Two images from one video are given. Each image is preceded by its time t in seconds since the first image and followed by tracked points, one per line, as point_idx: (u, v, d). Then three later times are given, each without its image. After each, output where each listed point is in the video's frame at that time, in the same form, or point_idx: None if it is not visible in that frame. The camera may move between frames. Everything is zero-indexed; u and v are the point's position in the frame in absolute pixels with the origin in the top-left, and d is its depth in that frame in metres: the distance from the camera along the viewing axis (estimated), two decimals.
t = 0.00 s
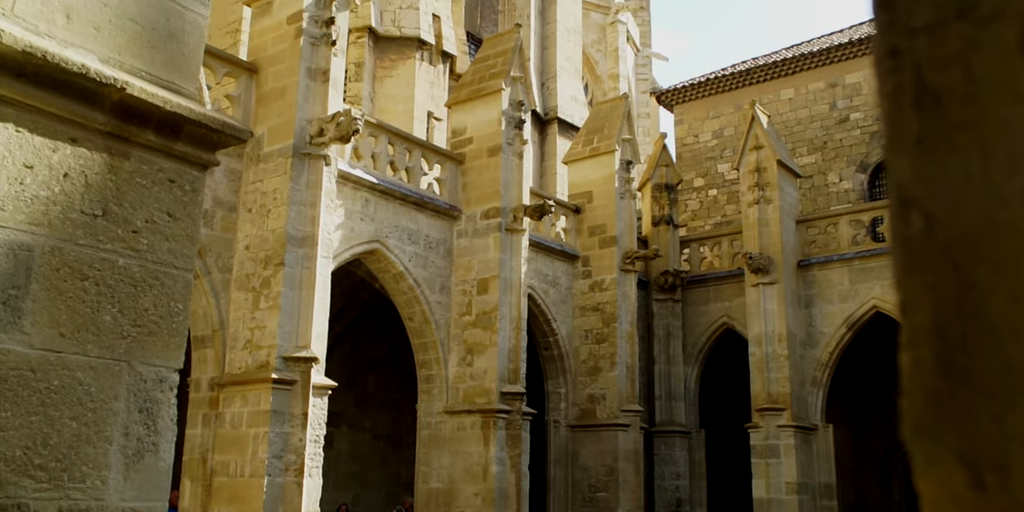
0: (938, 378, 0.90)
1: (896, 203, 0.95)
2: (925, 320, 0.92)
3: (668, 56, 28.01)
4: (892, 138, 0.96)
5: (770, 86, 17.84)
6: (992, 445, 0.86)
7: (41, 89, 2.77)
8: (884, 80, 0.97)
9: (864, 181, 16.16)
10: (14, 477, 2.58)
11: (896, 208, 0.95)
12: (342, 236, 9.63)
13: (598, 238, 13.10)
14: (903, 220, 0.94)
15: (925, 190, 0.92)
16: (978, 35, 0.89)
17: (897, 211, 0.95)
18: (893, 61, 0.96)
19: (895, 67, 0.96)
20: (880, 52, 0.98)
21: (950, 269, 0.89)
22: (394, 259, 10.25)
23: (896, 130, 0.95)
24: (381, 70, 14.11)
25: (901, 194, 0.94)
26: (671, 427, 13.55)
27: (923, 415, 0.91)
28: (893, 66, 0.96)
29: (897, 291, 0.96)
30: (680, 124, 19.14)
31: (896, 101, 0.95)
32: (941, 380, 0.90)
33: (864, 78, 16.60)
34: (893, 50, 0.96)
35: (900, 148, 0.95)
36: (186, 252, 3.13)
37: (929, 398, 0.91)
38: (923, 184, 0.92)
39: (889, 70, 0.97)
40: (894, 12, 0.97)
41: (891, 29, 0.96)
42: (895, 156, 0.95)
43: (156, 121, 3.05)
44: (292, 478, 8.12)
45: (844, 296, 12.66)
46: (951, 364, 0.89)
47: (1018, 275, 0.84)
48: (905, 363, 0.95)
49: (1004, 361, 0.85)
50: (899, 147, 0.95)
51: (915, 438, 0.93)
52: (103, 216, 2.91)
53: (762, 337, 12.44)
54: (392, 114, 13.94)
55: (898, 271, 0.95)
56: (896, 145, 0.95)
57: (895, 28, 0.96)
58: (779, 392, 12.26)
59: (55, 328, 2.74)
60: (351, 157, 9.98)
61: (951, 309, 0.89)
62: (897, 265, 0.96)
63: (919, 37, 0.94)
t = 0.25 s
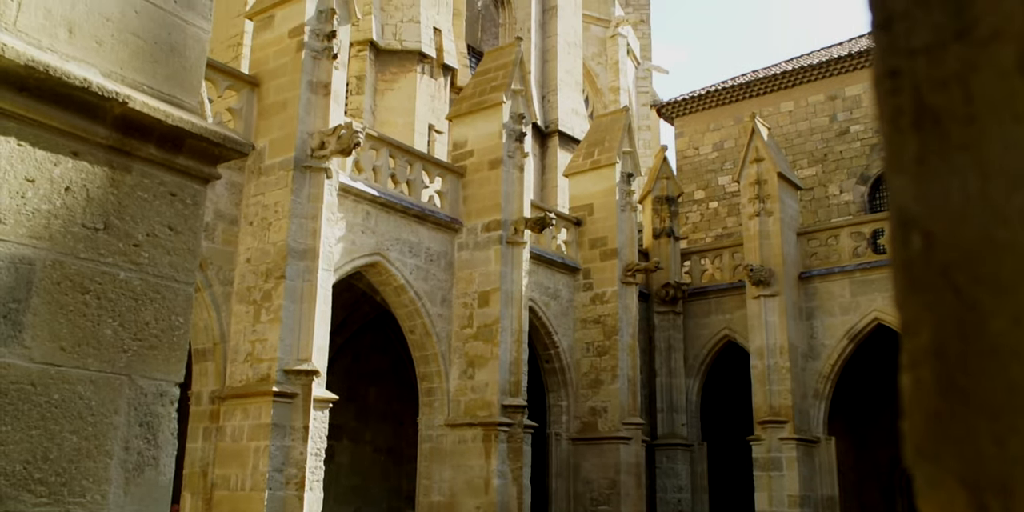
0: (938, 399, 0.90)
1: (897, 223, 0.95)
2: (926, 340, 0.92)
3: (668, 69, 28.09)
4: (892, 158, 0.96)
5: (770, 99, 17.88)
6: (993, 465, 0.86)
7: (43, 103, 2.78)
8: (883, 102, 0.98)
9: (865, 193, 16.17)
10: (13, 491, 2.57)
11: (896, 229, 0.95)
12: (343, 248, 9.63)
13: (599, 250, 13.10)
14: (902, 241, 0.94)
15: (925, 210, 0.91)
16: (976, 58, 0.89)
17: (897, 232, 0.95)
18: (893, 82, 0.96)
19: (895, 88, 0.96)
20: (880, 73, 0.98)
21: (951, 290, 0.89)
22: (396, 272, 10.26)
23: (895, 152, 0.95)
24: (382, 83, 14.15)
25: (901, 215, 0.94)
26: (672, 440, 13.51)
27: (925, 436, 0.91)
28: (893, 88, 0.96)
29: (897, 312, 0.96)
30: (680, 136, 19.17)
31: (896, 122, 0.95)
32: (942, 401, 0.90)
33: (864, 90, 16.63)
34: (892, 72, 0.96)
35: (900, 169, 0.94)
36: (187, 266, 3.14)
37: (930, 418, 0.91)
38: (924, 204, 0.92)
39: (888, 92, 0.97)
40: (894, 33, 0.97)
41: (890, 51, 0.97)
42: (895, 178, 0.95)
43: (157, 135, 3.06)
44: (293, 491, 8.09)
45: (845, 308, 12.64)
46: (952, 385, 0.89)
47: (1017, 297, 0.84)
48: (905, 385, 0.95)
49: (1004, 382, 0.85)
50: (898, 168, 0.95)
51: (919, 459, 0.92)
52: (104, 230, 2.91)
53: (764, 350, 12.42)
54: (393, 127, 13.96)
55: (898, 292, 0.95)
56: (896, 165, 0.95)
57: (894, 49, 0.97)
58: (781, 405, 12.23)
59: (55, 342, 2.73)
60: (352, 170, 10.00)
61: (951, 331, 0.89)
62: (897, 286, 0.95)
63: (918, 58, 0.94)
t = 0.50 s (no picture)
0: (940, 421, 0.90)
1: (896, 242, 0.94)
2: (926, 361, 0.92)
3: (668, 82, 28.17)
4: (891, 176, 0.96)
5: (771, 111, 17.91)
6: (994, 485, 0.86)
7: (45, 117, 2.79)
8: (881, 122, 0.97)
9: (866, 205, 16.18)
10: (13, 506, 2.57)
11: (895, 247, 0.95)
12: (344, 261, 9.63)
13: (600, 263, 13.10)
14: (902, 260, 0.93)
15: (924, 230, 0.91)
16: (974, 80, 0.91)
17: (896, 253, 0.95)
18: (891, 102, 0.96)
19: (894, 108, 0.96)
20: (878, 92, 0.98)
21: (949, 309, 0.90)
22: (396, 285, 10.26)
23: (894, 171, 0.95)
24: (383, 96, 14.19)
25: (900, 235, 0.93)
26: (674, 453, 13.47)
27: (926, 458, 0.91)
28: (892, 108, 0.96)
29: (896, 333, 0.96)
30: (680, 149, 19.20)
31: (894, 143, 0.95)
32: (944, 422, 0.90)
33: (864, 103, 16.65)
34: (891, 92, 0.96)
35: (898, 188, 0.94)
36: (188, 279, 3.14)
37: (930, 441, 0.91)
38: (925, 225, 0.91)
39: (886, 112, 0.97)
40: (892, 54, 0.97)
41: (888, 72, 0.97)
42: (894, 197, 0.95)
43: (158, 149, 3.06)
44: (293, 505, 8.06)
45: (847, 320, 12.62)
46: (953, 405, 0.89)
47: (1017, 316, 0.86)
48: (905, 406, 0.94)
49: (1006, 402, 0.85)
50: (898, 188, 0.95)
51: (919, 482, 0.91)
52: (105, 243, 2.91)
53: (765, 363, 12.39)
54: (394, 140, 13.98)
55: (897, 311, 0.95)
56: (895, 185, 0.95)
57: (893, 70, 0.97)
58: (783, 417, 12.20)
59: (56, 356, 2.73)
60: (353, 183, 10.01)
61: (953, 350, 0.90)
62: (896, 308, 0.95)
63: (917, 79, 0.94)
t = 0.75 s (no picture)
0: (944, 443, 0.93)
1: (898, 265, 0.98)
2: (930, 384, 0.95)
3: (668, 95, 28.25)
4: (894, 198, 1.00)
5: (771, 124, 17.94)
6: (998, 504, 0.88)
7: (46, 132, 2.79)
8: (883, 142, 1.01)
9: (866, 218, 16.18)
10: None
11: (898, 269, 0.99)
12: (345, 274, 9.63)
13: (600, 275, 13.10)
14: (905, 284, 0.98)
15: (929, 253, 0.96)
16: (975, 99, 0.95)
17: (900, 275, 0.99)
18: (892, 123, 1.01)
19: (896, 130, 1.00)
20: (879, 114, 1.02)
21: (954, 332, 0.94)
22: (397, 298, 10.25)
23: (897, 192, 1.00)
24: (384, 110, 14.22)
25: (904, 256, 0.98)
26: (675, 467, 13.43)
27: (930, 479, 0.93)
28: (893, 129, 1.01)
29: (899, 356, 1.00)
30: (681, 162, 19.21)
31: (897, 162, 0.99)
32: (948, 443, 0.93)
33: (864, 115, 16.67)
34: (893, 112, 1.01)
35: (902, 208, 0.99)
36: (189, 293, 3.14)
37: (935, 462, 0.93)
38: (928, 247, 0.96)
39: (888, 133, 1.01)
40: (893, 76, 1.01)
41: (889, 93, 1.01)
42: (897, 219, 0.99)
43: (160, 163, 3.07)
44: None
45: (848, 333, 12.61)
46: (957, 427, 0.92)
47: (1019, 339, 0.89)
48: (909, 429, 0.97)
49: (1010, 424, 0.88)
50: (901, 210, 0.99)
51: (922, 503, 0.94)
52: (106, 258, 2.91)
53: (766, 376, 12.37)
54: (395, 154, 14.00)
55: (901, 333, 0.98)
56: (897, 204, 1.00)
57: (894, 91, 1.01)
58: (784, 430, 12.17)
59: (56, 371, 2.73)
60: (354, 196, 10.03)
61: (957, 372, 0.93)
62: (900, 330, 0.99)
63: (918, 100, 0.99)
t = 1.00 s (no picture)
0: (949, 471, 0.88)
1: (900, 292, 0.93)
2: (935, 413, 0.90)
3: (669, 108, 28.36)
4: (897, 225, 0.95)
5: (771, 137, 17.97)
6: None
7: (49, 147, 2.80)
8: (886, 169, 0.96)
9: (867, 230, 16.18)
10: None
11: (901, 297, 0.93)
12: (345, 288, 9.63)
13: (601, 289, 13.09)
14: (908, 310, 0.93)
15: (931, 280, 0.91)
16: (979, 128, 0.89)
17: (902, 300, 0.93)
18: (894, 149, 0.95)
19: (897, 156, 0.94)
20: (881, 139, 0.96)
21: (958, 361, 0.88)
22: (398, 311, 10.25)
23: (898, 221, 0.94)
24: (385, 123, 14.25)
25: (905, 283, 0.92)
26: (677, 480, 13.40)
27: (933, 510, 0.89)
28: (895, 154, 0.95)
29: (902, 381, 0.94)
30: (681, 175, 19.25)
31: (898, 189, 0.94)
32: (953, 472, 0.88)
33: (864, 129, 16.70)
34: (895, 139, 0.95)
35: (904, 236, 0.93)
36: (190, 307, 3.14)
37: (939, 489, 0.89)
38: (931, 276, 0.91)
39: (890, 160, 0.95)
40: (894, 100, 0.96)
41: (891, 119, 0.95)
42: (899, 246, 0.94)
43: (162, 178, 3.07)
44: None
45: (849, 346, 12.58)
46: (962, 456, 0.87)
47: None
48: (913, 456, 0.92)
49: (1017, 453, 0.83)
50: (903, 236, 0.94)
51: None
52: (108, 272, 2.92)
53: (768, 389, 12.34)
54: (396, 167, 14.01)
55: (903, 363, 0.93)
56: (900, 230, 0.94)
57: (895, 117, 0.95)
58: (786, 444, 12.14)
59: (57, 386, 2.72)
60: (355, 210, 10.03)
61: (961, 400, 0.88)
62: (903, 359, 0.93)
63: (920, 126, 0.93)
